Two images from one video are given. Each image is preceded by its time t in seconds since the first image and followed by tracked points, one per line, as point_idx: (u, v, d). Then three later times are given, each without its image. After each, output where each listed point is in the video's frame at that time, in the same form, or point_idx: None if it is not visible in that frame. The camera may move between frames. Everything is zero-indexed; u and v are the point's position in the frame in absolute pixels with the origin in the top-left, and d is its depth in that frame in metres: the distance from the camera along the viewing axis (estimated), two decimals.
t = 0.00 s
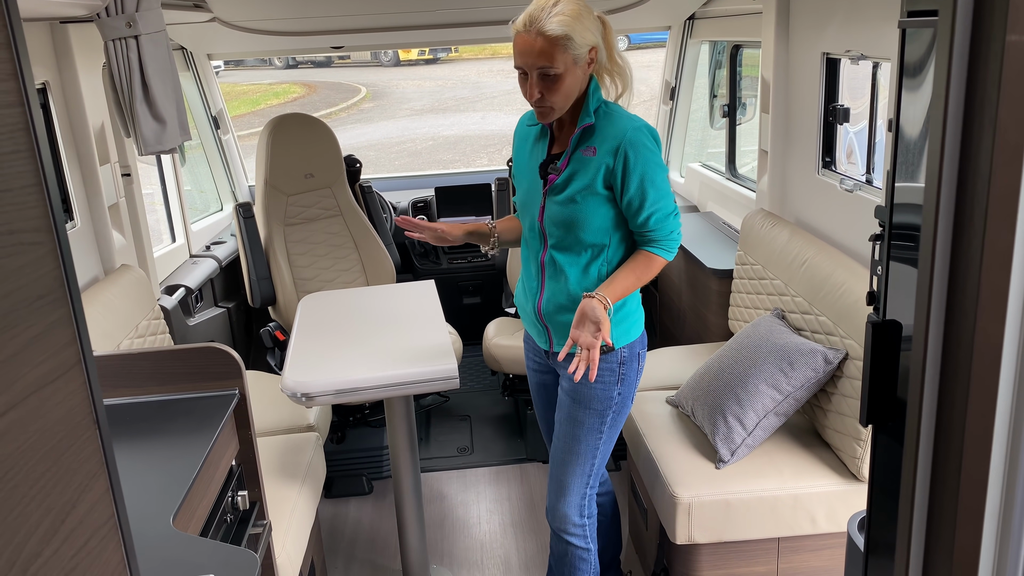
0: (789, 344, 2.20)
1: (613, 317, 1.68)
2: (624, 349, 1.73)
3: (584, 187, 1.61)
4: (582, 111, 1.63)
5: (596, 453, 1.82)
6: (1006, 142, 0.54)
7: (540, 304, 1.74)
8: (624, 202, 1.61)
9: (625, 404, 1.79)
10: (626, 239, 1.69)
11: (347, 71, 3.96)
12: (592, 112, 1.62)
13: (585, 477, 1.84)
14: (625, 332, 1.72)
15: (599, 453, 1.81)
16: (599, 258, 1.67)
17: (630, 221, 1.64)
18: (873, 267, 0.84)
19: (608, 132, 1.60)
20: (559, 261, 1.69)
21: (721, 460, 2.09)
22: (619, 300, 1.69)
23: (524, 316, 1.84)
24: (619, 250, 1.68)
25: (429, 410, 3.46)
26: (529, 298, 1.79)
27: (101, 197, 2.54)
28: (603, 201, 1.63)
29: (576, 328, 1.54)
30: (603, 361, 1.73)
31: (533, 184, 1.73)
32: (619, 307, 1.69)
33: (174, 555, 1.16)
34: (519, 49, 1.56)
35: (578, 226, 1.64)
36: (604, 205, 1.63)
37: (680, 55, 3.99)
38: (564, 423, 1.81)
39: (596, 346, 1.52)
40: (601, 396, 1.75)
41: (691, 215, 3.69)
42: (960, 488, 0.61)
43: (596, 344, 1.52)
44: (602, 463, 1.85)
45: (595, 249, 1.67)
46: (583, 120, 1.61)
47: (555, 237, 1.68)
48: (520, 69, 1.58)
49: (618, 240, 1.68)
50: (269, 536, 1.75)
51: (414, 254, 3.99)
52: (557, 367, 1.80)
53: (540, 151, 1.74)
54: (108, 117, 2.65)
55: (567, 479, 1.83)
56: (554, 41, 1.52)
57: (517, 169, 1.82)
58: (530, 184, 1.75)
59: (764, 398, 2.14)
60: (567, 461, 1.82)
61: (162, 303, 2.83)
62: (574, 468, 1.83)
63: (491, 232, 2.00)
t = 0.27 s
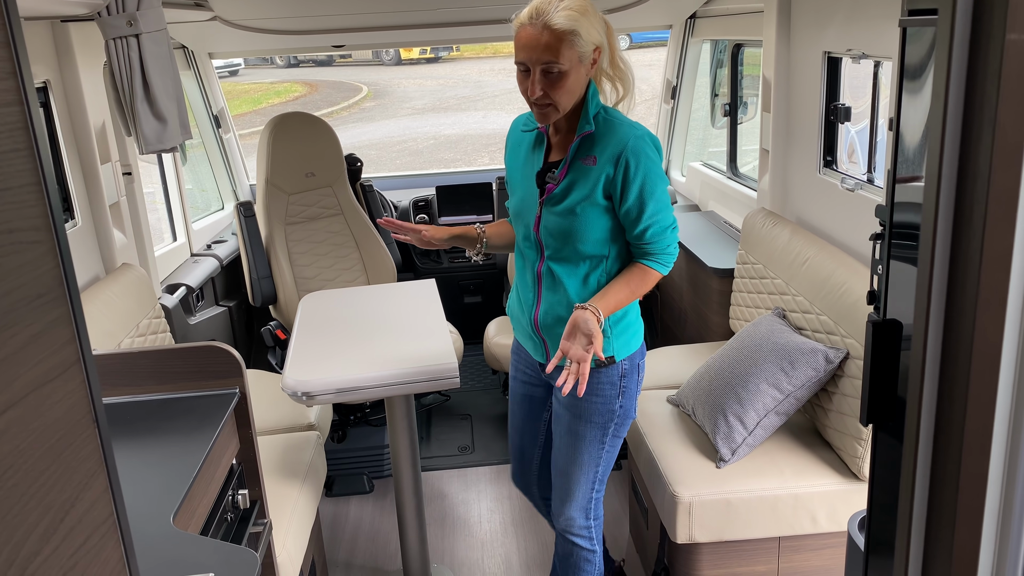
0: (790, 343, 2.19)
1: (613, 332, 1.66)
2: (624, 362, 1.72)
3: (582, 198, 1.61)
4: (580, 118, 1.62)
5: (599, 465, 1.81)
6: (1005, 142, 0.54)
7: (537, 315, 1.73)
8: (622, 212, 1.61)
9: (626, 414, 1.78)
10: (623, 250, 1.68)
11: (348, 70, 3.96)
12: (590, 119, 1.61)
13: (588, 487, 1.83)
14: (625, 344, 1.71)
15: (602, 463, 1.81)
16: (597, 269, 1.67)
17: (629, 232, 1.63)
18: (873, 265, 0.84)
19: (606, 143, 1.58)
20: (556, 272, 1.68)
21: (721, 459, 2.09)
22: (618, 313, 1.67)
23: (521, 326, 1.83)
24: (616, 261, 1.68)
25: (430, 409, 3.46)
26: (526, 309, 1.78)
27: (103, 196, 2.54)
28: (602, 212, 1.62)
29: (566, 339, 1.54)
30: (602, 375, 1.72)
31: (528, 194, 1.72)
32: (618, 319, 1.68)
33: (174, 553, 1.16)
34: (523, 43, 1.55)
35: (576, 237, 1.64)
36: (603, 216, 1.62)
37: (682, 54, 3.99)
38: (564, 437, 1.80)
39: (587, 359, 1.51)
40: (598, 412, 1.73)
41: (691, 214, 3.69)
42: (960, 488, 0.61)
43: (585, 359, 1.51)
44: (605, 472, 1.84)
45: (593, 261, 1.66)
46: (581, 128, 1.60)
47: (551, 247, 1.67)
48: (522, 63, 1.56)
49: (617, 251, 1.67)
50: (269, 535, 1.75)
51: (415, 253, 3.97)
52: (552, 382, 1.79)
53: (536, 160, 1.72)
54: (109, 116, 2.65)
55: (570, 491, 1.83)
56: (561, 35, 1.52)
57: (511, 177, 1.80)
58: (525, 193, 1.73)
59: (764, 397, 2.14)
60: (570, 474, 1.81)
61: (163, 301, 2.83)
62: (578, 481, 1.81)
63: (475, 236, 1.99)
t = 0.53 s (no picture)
0: (790, 345, 2.20)
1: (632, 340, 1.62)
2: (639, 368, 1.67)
3: (596, 208, 1.55)
4: (581, 124, 1.57)
5: (612, 475, 1.73)
6: (998, 157, 0.55)
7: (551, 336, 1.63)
8: (633, 218, 1.57)
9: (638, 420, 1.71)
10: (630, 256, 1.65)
11: (350, 70, 3.97)
12: (591, 125, 1.56)
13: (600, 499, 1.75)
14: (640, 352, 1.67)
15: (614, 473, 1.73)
16: (610, 280, 1.61)
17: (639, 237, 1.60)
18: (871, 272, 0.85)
19: (614, 149, 1.54)
20: (571, 287, 1.60)
21: (721, 461, 2.10)
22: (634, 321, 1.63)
23: (525, 349, 1.71)
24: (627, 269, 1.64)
25: (431, 410, 3.47)
26: (534, 330, 1.67)
27: (105, 198, 2.55)
28: (614, 220, 1.57)
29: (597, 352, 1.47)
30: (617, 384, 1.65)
31: (530, 210, 1.62)
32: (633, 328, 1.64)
33: (175, 556, 1.17)
34: (524, 40, 1.51)
35: (590, 250, 1.57)
36: (615, 224, 1.57)
37: (682, 55, 3.99)
38: (576, 449, 1.70)
39: (623, 366, 1.44)
40: (615, 422, 1.65)
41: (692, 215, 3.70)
42: (954, 497, 0.62)
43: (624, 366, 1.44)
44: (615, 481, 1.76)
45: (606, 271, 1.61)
46: (586, 135, 1.55)
47: (562, 262, 1.59)
48: (522, 61, 1.52)
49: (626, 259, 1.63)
50: (270, 537, 1.75)
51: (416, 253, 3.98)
52: (559, 395, 1.69)
53: (534, 173, 1.63)
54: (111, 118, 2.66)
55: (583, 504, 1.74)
56: (565, 30, 1.49)
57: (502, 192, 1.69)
58: (525, 209, 1.64)
59: (764, 399, 2.14)
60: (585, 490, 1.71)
61: (165, 303, 2.84)
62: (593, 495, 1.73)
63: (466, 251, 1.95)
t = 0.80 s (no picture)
0: (790, 347, 2.21)
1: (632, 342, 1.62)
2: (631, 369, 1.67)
3: (606, 214, 1.53)
4: (577, 132, 1.54)
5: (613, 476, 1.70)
6: (993, 169, 0.56)
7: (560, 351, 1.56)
8: (631, 221, 1.57)
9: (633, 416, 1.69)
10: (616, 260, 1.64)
11: (350, 69, 4.02)
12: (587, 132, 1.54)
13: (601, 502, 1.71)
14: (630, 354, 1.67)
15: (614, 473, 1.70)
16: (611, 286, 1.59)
17: (631, 240, 1.60)
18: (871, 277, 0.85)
19: (618, 155, 1.53)
20: (580, 298, 1.55)
21: (721, 462, 2.11)
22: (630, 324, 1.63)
23: (521, 370, 1.61)
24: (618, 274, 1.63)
25: (432, 411, 3.48)
26: (537, 349, 1.58)
27: (108, 200, 2.56)
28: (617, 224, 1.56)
29: (632, 357, 1.49)
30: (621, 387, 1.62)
31: (532, 223, 1.53)
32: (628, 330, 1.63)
33: (180, 558, 1.17)
34: (517, 44, 1.48)
35: (599, 256, 1.54)
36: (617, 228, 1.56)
37: (683, 56, 3.99)
38: (581, 456, 1.65)
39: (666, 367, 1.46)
40: (620, 424, 1.63)
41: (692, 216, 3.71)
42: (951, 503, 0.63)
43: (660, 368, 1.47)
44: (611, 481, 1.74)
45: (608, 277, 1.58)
46: (587, 142, 1.52)
47: (572, 272, 1.53)
48: (516, 66, 1.48)
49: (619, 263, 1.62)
50: (273, 538, 1.76)
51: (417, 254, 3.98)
52: (560, 406, 1.62)
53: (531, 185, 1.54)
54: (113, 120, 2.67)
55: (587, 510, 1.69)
56: (557, 34, 1.47)
57: (489, 208, 1.57)
58: (523, 223, 1.53)
59: (765, 401, 2.15)
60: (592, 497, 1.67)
61: (168, 304, 2.85)
62: (595, 500, 1.70)
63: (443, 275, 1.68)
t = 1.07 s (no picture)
0: (790, 349, 2.21)
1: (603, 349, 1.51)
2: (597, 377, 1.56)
3: (582, 213, 1.41)
4: (548, 132, 1.42)
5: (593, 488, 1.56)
6: (985, 181, 0.56)
7: (541, 362, 1.41)
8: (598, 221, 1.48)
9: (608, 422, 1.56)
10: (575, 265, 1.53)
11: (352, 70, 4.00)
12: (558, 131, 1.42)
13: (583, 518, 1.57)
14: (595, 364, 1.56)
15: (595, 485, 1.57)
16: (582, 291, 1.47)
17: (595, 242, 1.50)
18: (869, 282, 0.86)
19: (591, 152, 1.44)
20: (559, 304, 1.41)
21: (721, 464, 2.11)
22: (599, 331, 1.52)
23: (495, 389, 1.43)
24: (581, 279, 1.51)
25: (433, 412, 3.48)
26: (514, 363, 1.41)
27: (109, 201, 2.56)
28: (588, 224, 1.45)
29: (656, 342, 1.38)
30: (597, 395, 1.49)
31: (507, 224, 1.37)
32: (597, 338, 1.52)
33: (180, 561, 1.18)
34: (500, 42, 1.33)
35: (576, 258, 1.42)
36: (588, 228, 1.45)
37: (684, 56, 4.00)
38: (560, 473, 1.50)
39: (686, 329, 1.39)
40: (598, 434, 1.50)
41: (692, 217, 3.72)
42: (945, 510, 0.63)
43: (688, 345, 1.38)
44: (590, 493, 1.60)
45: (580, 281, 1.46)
46: (560, 139, 1.41)
47: (552, 276, 1.39)
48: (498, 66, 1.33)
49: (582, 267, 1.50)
50: (274, 540, 1.77)
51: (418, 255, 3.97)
52: (536, 420, 1.47)
53: (503, 184, 1.39)
54: (115, 122, 2.67)
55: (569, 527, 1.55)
56: (542, 33, 1.35)
57: (454, 210, 1.38)
58: (496, 225, 1.37)
59: (764, 403, 2.15)
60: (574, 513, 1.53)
61: (169, 305, 2.85)
62: (576, 517, 1.56)
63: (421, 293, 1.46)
